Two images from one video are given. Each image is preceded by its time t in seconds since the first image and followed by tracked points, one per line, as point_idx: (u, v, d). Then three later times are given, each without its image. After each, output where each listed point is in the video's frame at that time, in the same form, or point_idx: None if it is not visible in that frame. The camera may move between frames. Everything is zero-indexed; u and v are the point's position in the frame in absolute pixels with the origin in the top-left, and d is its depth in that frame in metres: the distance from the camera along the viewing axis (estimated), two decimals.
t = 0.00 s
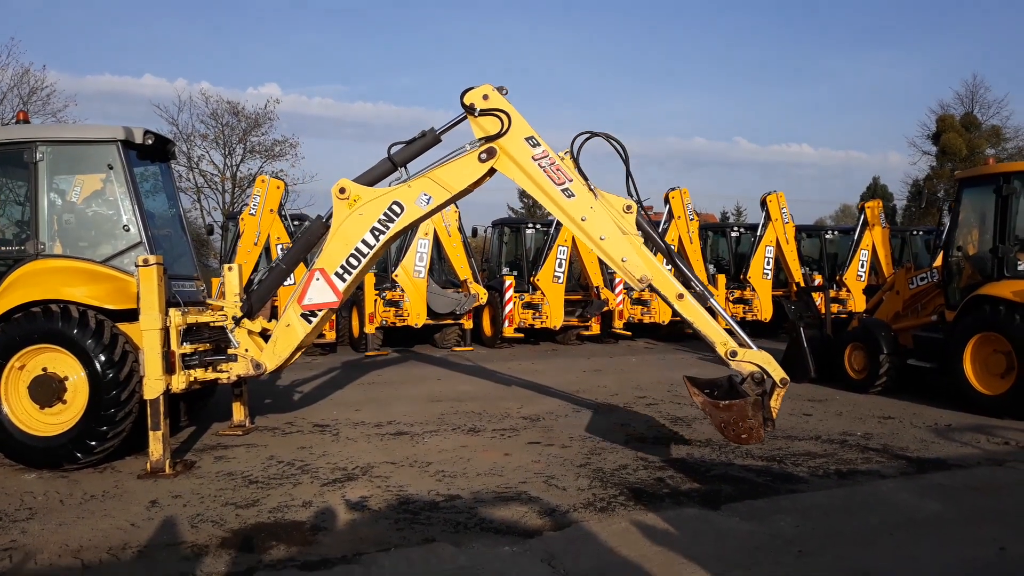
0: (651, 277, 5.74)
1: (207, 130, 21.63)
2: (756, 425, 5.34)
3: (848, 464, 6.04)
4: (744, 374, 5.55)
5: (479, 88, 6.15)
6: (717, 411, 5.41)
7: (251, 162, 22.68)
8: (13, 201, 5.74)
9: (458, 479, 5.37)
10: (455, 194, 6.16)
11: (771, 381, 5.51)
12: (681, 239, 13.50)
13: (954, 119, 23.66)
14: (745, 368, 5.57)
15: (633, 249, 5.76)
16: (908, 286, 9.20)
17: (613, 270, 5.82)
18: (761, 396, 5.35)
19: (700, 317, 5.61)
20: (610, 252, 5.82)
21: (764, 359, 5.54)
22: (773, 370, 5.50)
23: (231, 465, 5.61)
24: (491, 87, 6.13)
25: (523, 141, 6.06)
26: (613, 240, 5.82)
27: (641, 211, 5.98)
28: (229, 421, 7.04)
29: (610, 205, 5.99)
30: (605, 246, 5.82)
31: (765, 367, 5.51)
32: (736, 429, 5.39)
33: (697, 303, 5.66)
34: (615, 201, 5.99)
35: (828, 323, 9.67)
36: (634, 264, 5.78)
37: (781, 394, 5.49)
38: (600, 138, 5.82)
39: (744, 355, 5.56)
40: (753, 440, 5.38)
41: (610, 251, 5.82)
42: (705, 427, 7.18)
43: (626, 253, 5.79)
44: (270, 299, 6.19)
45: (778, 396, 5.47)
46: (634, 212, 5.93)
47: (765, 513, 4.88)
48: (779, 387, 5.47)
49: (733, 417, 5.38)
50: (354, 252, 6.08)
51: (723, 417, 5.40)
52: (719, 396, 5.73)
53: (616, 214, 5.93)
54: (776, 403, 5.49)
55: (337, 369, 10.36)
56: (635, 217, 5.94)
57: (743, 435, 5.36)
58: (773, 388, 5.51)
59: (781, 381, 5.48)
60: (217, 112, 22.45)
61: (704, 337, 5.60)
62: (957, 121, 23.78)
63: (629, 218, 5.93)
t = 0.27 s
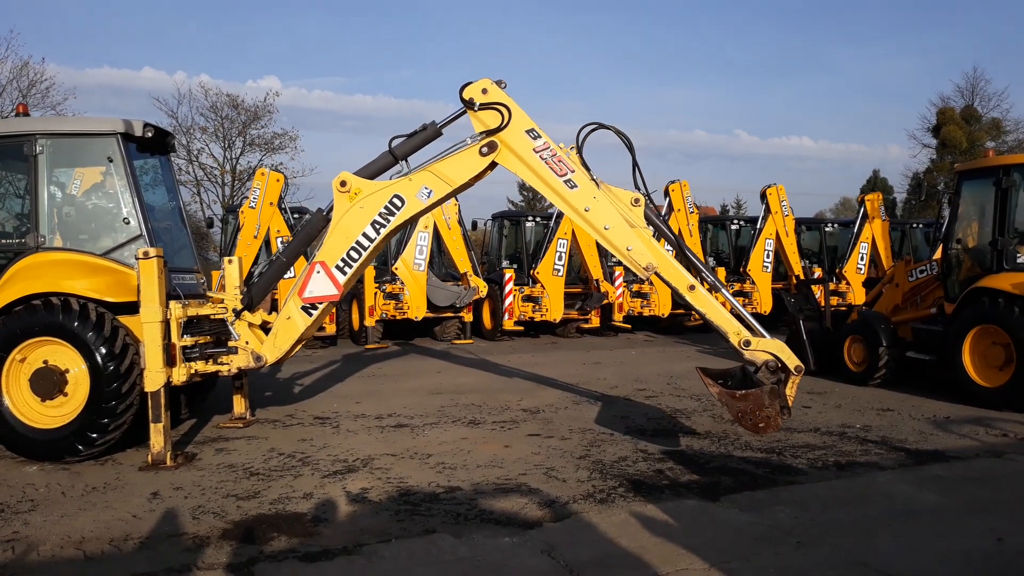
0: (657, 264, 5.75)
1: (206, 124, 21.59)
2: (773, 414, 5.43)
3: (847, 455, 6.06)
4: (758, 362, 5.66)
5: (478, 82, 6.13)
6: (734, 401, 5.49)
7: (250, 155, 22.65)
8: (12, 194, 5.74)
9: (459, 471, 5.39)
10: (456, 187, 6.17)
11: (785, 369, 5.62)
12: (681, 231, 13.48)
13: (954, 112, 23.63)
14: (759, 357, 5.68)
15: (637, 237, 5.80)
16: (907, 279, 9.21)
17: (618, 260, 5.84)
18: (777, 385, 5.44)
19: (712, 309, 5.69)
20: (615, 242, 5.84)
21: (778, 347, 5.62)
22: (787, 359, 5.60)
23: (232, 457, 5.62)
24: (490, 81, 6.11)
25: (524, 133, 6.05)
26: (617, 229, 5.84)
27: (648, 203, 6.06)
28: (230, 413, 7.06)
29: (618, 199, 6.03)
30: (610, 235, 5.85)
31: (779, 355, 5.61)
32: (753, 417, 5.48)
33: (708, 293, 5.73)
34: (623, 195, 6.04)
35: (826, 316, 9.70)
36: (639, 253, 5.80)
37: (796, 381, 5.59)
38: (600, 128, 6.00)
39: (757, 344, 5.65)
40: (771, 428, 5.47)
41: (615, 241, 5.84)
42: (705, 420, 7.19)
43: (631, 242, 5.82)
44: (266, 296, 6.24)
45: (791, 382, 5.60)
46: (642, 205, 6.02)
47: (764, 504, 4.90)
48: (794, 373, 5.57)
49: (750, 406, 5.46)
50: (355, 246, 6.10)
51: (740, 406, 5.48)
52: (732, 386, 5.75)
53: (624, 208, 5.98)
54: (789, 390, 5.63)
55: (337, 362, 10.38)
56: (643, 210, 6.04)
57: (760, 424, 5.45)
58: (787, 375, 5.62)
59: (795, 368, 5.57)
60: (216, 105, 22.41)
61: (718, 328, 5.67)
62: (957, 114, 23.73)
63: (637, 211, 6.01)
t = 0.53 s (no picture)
0: (661, 257, 5.81)
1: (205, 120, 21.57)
2: (789, 408, 5.37)
3: (845, 452, 6.08)
4: (771, 357, 5.69)
5: (477, 82, 6.17)
6: (749, 396, 5.43)
7: (248, 152, 22.64)
8: (11, 190, 5.74)
9: (457, 467, 5.40)
10: (456, 186, 6.17)
11: (799, 363, 5.62)
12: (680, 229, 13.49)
13: (953, 109, 23.65)
14: (772, 352, 5.71)
15: (641, 231, 5.82)
16: (906, 276, 9.23)
17: (622, 255, 5.87)
18: (793, 379, 5.39)
19: (723, 305, 5.72)
20: (618, 236, 5.86)
21: (791, 342, 5.65)
22: (800, 353, 5.62)
23: (231, 454, 5.63)
24: (489, 81, 6.14)
25: (524, 131, 6.08)
26: (620, 224, 5.86)
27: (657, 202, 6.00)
28: (229, 410, 7.07)
29: (625, 198, 5.98)
30: (613, 230, 5.87)
31: (791, 349, 5.64)
32: (769, 412, 5.41)
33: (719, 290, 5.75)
34: (630, 194, 5.99)
35: (824, 313, 9.67)
36: (643, 247, 5.83)
37: (809, 375, 5.61)
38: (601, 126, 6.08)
39: (769, 339, 5.69)
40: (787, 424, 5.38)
41: (619, 236, 5.87)
42: (703, 416, 7.21)
43: (634, 236, 5.84)
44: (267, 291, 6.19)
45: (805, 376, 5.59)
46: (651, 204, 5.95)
47: (762, 500, 4.91)
48: (807, 368, 5.60)
49: (766, 401, 5.40)
50: (355, 243, 6.10)
51: (756, 401, 5.42)
52: (745, 380, 5.73)
53: (631, 207, 5.94)
54: (802, 384, 5.63)
55: (336, 358, 10.39)
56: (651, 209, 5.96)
57: (776, 419, 5.37)
58: (800, 369, 5.62)
59: (809, 362, 5.58)
60: (214, 102, 22.38)
61: (729, 325, 5.70)
62: (955, 111, 23.74)
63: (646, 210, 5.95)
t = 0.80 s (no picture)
0: (665, 256, 5.81)
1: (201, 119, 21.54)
2: (803, 405, 5.48)
3: (842, 450, 6.09)
4: (783, 355, 5.75)
5: (476, 84, 6.15)
6: (763, 395, 5.57)
7: (245, 151, 22.61)
8: (8, 189, 5.73)
9: (455, 465, 5.40)
10: (456, 187, 6.17)
11: (812, 360, 5.70)
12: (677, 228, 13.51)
13: (949, 108, 23.69)
14: (783, 350, 5.78)
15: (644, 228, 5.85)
16: (902, 274, 9.25)
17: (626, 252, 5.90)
18: (806, 377, 5.51)
19: (733, 303, 5.76)
20: (621, 234, 5.90)
21: (801, 338, 5.71)
22: (812, 350, 5.69)
23: (229, 452, 5.63)
24: (488, 83, 6.12)
25: (524, 132, 6.09)
26: (623, 222, 5.89)
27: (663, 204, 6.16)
28: (226, 409, 7.07)
29: (632, 201, 6.13)
30: (616, 228, 5.90)
31: (803, 346, 5.70)
32: (784, 410, 5.54)
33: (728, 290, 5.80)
34: (636, 196, 6.15)
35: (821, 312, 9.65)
36: (646, 244, 5.86)
37: (822, 371, 5.69)
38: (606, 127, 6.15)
39: (781, 337, 5.75)
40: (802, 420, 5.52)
41: (622, 233, 5.90)
42: (700, 415, 7.22)
43: (637, 233, 5.87)
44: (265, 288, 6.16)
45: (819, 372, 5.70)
46: (657, 205, 6.12)
47: (758, 498, 4.93)
48: (820, 364, 5.67)
49: (780, 399, 5.53)
50: (354, 243, 6.10)
51: (770, 400, 5.55)
52: (756, 379, 5.88)
53: (638, 208, 6.09)
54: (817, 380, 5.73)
55: (333, 357, 10.38)
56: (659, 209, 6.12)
57: (791, 416, 5.51)
58: (814, 365, 5.71)
59: (821, 359, 5.66)
60: (211, 100, 22.34)
61: (740, 324, 5.76)
62: (952, 110, 23.78)
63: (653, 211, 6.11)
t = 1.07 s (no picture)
0: (667, 252, 5.85)
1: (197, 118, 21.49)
2: (816, 407, 5.47)
3: (837, 449, 6.09)
4: (794, 356, 5.78)
5: (473, 87, 6.13)
6: (777, 397, 5.51)
7: (241, 150, 22.56)
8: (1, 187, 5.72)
9: (450, 465, 5.39)
10: (454, 189, 6.15)
11: (822, 360, 5.76)
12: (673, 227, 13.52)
13: (945, 107, 23.73)
14: (794, 351, 5.81)
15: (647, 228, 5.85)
16: (898, 274, 9.25)
17: (628, 252, 5.89)
18: (820, 378, 5.49)
19: (742, 306, 5.78)
20: (624, 234, 5.89)
21: (812, 339, 5.76)
22: (822, 349, 5.75)
23: (224, 452, 5.62)
24: (485, 85, 6.11)
25: (524, 134, 6.08)
26: (625, 222, 5.88)
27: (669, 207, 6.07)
28: (221, 408, 7.05)
29: (638, 203, 6.06)
30: (618, 228, 5.89)
31: (814, 346, 5.75)
32: (797, 412, 5.50)
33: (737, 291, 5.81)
34: (642, 199, 6.06)
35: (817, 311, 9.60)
36: (649, 243, 5.86)
37: (833, 371, 5.75)
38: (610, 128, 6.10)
39: (791, 338, 5.79)
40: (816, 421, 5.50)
41: (624, 234, 5.89)
42: (696, 414, 7.22)
43: (639, 233, 5.86)
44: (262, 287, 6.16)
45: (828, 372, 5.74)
46: (664, 208, 6.02)
47: (754, 497, 4.92)
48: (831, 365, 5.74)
49: (793, 401, 5.49)
50: (351, 243, 6.08)
51: (784, 402, 5.50)
52: (767, 381, 5.88)
53: (643, 211, 6.01)
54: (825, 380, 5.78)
55: (329, 357, 10.37)
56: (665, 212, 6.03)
57: (805, 418, 5.48)
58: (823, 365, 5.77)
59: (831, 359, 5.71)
60: (207, 99, 22.30)
61: (751, 326, 5.78)
62: (948, 109, 23.81)
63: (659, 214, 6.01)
